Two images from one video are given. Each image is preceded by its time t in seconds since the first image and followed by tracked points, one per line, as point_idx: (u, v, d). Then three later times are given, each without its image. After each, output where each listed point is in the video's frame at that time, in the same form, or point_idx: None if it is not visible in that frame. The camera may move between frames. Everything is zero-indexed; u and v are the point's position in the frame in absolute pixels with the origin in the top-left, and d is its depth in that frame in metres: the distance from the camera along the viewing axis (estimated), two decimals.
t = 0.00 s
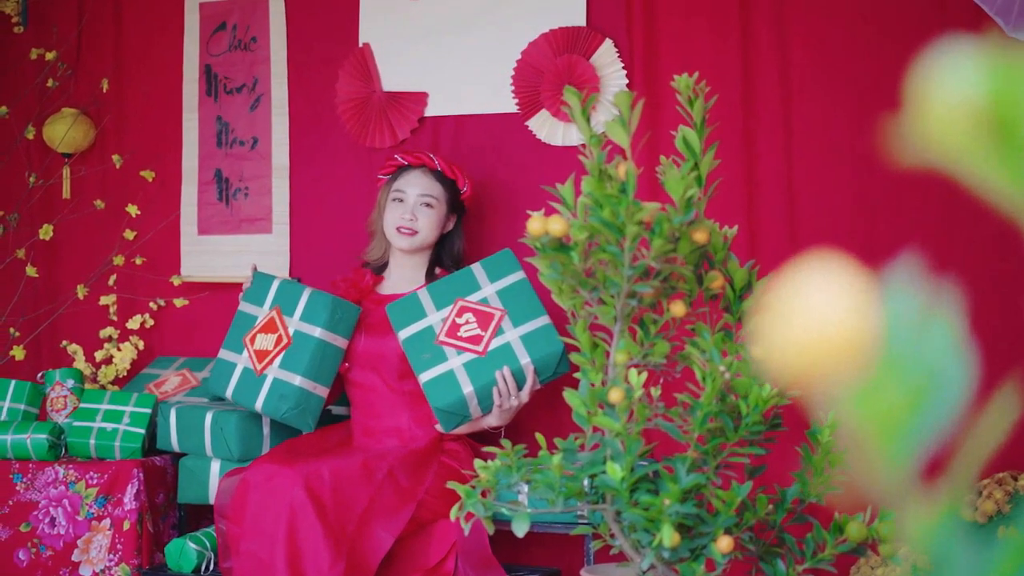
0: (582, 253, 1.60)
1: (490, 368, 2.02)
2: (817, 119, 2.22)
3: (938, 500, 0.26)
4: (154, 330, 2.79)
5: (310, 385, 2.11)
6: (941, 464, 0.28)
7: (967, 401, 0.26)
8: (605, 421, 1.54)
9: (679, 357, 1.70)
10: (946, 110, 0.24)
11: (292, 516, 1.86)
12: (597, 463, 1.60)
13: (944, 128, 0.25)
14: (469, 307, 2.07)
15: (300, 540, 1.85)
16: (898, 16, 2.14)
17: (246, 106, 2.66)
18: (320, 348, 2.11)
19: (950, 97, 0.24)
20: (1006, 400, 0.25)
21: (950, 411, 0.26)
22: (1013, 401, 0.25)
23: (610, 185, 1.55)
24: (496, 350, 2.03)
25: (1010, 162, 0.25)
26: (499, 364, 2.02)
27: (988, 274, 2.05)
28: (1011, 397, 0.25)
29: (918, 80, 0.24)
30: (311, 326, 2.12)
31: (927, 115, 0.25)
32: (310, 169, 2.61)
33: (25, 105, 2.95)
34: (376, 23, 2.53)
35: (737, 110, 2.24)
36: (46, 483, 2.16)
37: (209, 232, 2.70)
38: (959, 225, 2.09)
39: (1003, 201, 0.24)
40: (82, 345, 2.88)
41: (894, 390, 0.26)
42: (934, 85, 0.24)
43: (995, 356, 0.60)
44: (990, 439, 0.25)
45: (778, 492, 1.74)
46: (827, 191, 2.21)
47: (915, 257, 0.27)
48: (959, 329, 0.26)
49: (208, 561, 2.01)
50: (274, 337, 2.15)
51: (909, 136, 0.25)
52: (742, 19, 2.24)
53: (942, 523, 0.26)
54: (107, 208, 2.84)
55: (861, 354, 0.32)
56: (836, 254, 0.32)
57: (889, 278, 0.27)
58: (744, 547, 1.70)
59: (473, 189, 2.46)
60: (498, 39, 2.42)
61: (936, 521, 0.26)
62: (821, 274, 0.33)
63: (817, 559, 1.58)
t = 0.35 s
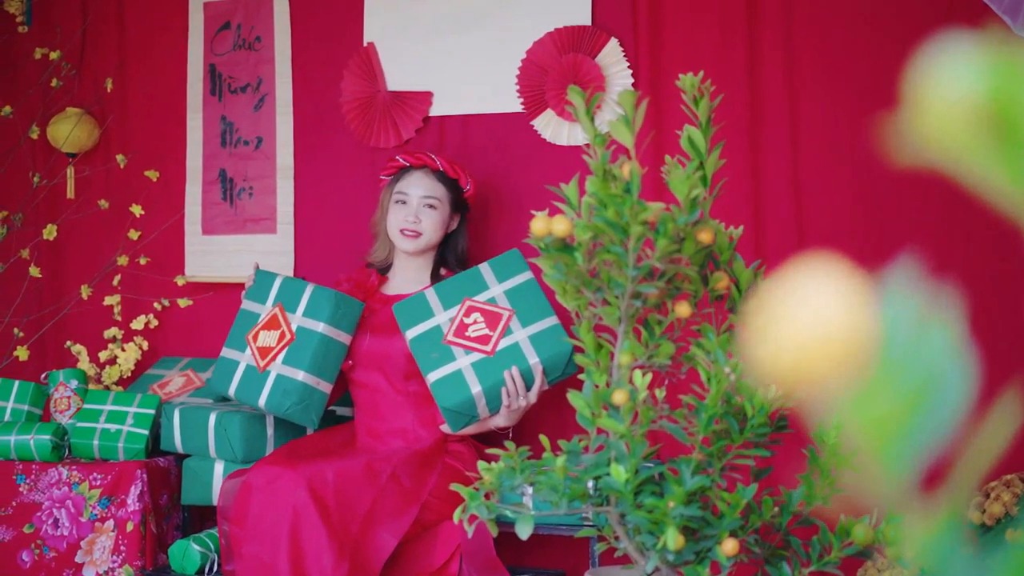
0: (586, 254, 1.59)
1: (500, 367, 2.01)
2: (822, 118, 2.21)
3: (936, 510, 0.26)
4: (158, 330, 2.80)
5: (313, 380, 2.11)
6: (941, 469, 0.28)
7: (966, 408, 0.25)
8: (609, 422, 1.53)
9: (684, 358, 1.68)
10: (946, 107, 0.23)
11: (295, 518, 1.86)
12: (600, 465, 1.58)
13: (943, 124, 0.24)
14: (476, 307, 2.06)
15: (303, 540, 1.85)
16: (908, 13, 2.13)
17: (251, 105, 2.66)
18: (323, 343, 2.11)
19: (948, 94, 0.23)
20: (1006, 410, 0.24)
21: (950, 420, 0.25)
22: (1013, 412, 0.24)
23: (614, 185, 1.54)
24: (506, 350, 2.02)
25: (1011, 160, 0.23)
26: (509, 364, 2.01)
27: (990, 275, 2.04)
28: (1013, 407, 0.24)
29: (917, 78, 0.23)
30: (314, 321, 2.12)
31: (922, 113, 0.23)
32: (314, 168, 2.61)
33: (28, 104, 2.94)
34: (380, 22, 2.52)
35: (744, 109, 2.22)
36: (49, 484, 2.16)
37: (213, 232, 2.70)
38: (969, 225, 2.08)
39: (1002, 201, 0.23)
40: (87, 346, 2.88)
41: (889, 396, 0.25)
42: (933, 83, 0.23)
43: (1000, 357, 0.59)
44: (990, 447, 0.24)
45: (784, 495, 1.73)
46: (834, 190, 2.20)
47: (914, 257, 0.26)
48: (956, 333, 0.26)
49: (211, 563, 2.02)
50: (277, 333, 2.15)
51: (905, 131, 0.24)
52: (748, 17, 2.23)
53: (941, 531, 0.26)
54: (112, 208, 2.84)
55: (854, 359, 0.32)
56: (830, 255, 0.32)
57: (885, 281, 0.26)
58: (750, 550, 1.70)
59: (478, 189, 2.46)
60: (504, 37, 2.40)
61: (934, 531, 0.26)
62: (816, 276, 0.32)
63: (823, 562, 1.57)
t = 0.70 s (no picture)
0: (594, 256, 1.57)
1: (517, 369, 1.99)
2: (835, 119, 2.19)
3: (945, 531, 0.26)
4: (166, 331, 2.80)
5: (321, 372, 2.11)
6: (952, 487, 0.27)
7: (975, 425, 0.25)
8: (618, 426, 1.52)
9: (694, 361, 1.67)
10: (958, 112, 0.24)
11: (303, 520, 1.86)
12: (608, 468, 1.57)
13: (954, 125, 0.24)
14: (491, 310, 2.05)
15: (310, 543, 1.85)
16: (922, 11, 2.10)
17: (259, 106, 2.66)
18: (331, 334, 2.12)
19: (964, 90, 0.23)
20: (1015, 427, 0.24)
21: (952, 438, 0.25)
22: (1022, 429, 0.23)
23: (623, 186, 1.52)
24: (522, 352, 2.01)
25: (1010, 160, 0.24)
26: (526, 366, 1.99)
27: (987, 275, 2.07)
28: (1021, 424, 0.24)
29: (922, 86, 0.24)
30: (322, 313, 2.14)
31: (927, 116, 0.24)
32: (323, 169, 2.61)
33: (37, 105, 2.95)
34: (389, 22, 2.51)
35: (754, 110, 2.21)
36: (57, 486, 2.16)
37: (222, 233, 2.70)
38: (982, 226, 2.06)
39: (999, 200, 0.25)
40: (95, 347, 2.89)
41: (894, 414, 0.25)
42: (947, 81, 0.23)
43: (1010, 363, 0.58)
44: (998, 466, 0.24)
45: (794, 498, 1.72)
46: (845, 191, 2.18)
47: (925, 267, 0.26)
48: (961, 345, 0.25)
49: (218, 566, 2.02)
50: (284, 328, 2.17)
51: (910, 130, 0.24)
52: (759, 16, 2.21)
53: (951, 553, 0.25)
54: (120, 209, 2.85)
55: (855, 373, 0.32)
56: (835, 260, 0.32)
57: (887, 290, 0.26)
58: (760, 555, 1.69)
59: (487, 190, 2.45)
60: (513, 37, 2.39)
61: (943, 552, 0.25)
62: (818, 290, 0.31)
63: (834, 566, 1.56)
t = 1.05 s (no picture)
0: (602, 258, 1.57)
1: (534, 370, 1.97)
2: (846, 121, 2.17)
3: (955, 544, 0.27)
4: (173, 333, 2.80)
5: (331, 364, 2.11)
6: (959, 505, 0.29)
7: (985, 440, 0.27)
8: (626, 429, 1.51)
9: (702, 364, 1.66)
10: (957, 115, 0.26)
11: (310, 525, 1.85)
12: (617, 472, 1.55)
13: (954, 133, 0.26)
14: (506, 311, 2.04)
15: (317, 546, 1.84)
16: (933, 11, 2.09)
17: (267, 106, 2.65)
18: (340, 326, 2.12)
19: (961, 101, 0.25)
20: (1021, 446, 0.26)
21: (967, 446, 0.27)
22: None
23: (631, 188, 1.51)
24: (538, 353, 1.99)
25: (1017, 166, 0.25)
26: (541, 368, 1.97)
27: (992, 275, 2.05)
28: None
29: (942, 91, 0.25)
30: (331, 306, 2.14)
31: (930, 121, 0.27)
32: (330, 170, 2.60)
33: (44, 105, 2.96)
34: (396, 22, 2.50)
35: (763, 111, 2.20)
36: (63, 488, 2.17)
37: (230, 234, 2.70)
38: (993, 227, 2.05)
39: (1003, 200, 0.25)
40: (103, 348, 2.90)
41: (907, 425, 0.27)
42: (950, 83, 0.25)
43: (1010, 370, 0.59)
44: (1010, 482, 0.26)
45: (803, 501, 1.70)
46: (856, 191, 2.16)
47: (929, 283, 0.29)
48: (977, 363, 0.28)
49: (225, 569, 2.02)
50: (292, 323, 2.17)
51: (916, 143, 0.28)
52: (768, 16, 2.20)
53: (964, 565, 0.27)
54: (127, 210, 2.85)
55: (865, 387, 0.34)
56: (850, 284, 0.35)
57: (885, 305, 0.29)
58: (770, 558, 1.68)
59: (495, 192, 2.44)
60: (521, 37, 2.38)
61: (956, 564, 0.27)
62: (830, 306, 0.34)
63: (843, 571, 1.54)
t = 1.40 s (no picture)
0: (613, 259, 1.55)
1: (555, 372, 1.96)
2: (858, 122, 2.15)
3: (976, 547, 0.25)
4: (182, 334, 2.80)
5: (343, 355, 2.10)
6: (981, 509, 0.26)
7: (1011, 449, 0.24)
8: (636, 432, 1.50)
9: (714, 365, 1.64)
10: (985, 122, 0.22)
11: (318, 527, 1.84)
12: (627, 475, 1.55)
13: (981, 123, 0.22)
14: (525, 312, 2.03)
15: (326, 550, 1.83)
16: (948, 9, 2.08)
17: (276, 106, 2.65)
18: (351, 316, 2.12)
19: (987, 89, 0.22)
20: None
21: (988, 467, 0.24)
22: None
23: (641, 189, 1.50)
24: (558, 355, 1.98)
25: None
26: (562, 369, 1.96)
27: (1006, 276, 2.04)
28: None
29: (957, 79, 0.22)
30: (341, 296, 2.14)
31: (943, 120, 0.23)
32: (339, 170, 2.59)
33: (53, 105, 2.96)
34: (406, 22, 2.49)
35: (776, 111, 2.18)
36: (72, 490, 2.16)
37: (239, 234, 2.69)
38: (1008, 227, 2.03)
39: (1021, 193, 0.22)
40: (111, 349, 2.90)
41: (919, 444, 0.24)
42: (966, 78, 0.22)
43: None
44: None
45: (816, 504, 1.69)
46: (869, 192, 2.14)
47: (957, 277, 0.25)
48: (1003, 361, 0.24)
49: (234, 571, 2.02)
50: (302, 316, 2.17)
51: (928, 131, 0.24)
52: (781, 14, 2.18)
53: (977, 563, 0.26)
54: (136, 210, 2.85)
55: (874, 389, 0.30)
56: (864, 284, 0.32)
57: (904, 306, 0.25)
58: (781, 562, 1.68)
59: (505, 192, 2.42)
60: (531, 37, 2.37)
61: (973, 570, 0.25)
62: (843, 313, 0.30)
63: None
